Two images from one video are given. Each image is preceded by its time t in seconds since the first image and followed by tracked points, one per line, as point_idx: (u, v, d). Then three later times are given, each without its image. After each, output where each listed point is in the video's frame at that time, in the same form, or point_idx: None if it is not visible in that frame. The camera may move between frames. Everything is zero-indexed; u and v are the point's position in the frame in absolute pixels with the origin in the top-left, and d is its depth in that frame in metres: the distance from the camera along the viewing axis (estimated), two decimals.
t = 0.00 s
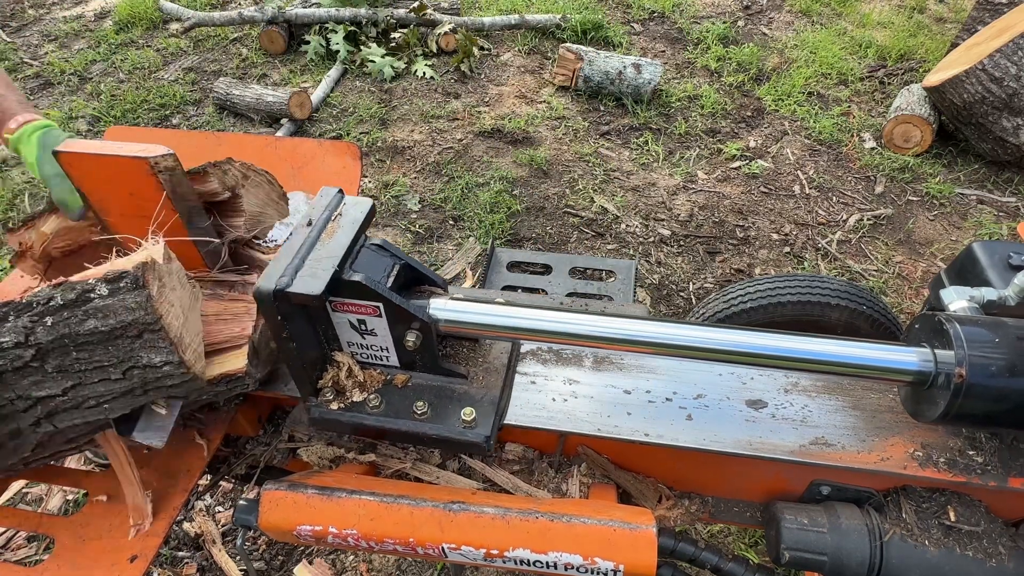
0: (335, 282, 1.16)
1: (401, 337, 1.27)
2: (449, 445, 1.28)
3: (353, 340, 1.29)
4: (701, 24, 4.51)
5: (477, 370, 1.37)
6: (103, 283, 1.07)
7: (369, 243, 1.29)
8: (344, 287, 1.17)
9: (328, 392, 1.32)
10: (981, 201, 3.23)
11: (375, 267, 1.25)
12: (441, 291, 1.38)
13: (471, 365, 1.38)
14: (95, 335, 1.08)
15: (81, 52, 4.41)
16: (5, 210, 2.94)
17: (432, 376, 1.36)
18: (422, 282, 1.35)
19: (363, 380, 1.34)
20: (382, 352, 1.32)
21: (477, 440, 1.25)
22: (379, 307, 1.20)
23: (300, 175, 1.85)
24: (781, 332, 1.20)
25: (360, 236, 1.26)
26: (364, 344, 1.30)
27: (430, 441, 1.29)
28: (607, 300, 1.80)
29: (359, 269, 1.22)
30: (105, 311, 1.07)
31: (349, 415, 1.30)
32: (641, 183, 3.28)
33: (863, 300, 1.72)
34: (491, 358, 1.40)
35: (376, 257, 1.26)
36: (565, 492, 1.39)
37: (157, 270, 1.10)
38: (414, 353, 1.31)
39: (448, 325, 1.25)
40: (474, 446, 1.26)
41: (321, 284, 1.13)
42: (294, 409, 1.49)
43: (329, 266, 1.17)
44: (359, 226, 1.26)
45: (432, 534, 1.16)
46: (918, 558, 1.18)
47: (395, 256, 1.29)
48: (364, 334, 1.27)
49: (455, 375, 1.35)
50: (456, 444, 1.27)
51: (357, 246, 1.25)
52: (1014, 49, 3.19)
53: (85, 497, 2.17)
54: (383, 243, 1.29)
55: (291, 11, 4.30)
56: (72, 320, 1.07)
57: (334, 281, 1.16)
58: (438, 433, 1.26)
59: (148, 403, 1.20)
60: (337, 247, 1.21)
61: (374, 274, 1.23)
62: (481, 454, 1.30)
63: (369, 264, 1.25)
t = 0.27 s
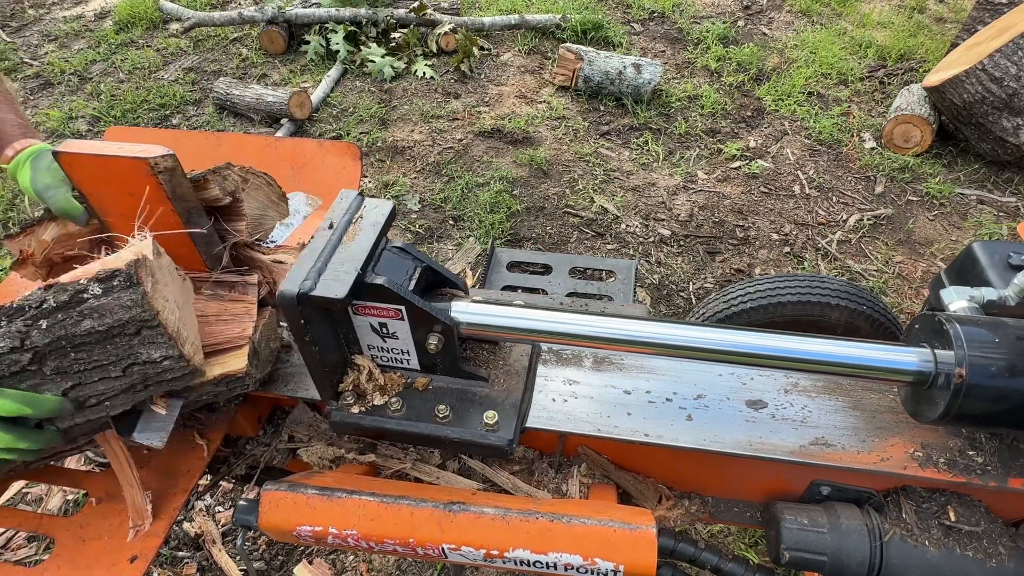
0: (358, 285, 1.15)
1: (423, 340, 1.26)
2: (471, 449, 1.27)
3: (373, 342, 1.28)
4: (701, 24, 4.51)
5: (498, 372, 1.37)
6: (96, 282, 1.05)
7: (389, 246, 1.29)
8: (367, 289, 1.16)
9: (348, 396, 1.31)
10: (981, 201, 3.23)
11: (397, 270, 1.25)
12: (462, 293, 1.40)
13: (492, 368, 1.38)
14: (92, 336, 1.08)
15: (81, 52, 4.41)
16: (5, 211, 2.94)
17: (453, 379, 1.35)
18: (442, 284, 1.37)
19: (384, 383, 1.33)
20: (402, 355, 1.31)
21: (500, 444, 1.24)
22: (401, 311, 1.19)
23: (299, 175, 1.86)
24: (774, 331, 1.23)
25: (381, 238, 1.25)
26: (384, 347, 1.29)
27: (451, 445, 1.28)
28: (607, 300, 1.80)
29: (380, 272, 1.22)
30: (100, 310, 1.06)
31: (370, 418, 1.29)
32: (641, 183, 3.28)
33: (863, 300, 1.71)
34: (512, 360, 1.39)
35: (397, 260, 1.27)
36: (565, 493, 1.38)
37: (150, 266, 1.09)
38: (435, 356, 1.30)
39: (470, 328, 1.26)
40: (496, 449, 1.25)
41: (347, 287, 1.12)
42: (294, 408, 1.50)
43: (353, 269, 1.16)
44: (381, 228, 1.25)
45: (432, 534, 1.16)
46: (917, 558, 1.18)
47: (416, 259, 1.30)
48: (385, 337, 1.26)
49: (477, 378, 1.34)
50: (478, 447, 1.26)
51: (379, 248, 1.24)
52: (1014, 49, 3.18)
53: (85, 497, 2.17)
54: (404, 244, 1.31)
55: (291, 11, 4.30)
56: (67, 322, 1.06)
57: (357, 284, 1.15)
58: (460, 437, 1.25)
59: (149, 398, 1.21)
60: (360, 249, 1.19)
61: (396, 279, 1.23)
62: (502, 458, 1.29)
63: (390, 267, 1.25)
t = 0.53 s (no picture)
0: (379, 287, 1.14)
1: (445, 343, 1.25)
2: (493, 452, 1.27)
3: (394, 346, 1.27)
4: (701, 24, 4.50)
5: (519, 375, 1.36)
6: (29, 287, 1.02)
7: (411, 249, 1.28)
8: (390, 293, 1.15)
9: (369, 399, 1.31)
10: (981, 201, 3.22)
11: (420, 273, 1.24)
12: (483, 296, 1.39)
13: (512, 370, 1.37)
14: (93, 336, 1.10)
15: (81, 52, 4.41)
16: (5, 211, 2.94)
17: (474, 383, 1.35)
18: (463, 287, 1.37)
19: (405, 387, 1.33)
20: (423, 358, 1.31)
21: (522, 446, 1.24)
22: (423, 314, 1.18)
23: (300, 175, 1.86)
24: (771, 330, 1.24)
25: (403, 241, 1.24)
26: (405, 350, 1.28)
27: (473, 448, 1.28)
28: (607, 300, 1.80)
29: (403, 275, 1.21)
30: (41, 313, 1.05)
31: (390, 422, 1.29)
32: (641, 183, 3.28)
33: (863, 301, 1.71)
34: (532, 362, 1.39)
35: (420, 264, 1.26)
36: (565, 493, 1.39)
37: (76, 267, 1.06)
38: (457, 359, 1.29)
39: (491, 331, 1.26)
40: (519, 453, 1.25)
41: (370, 290, 1.12)
42: (294, 409, 1.50)
43: (375, 272, 1.15)
44: (403, 231, 1.24)
45: (432, 535, 1.16)
46: (917, 559, 1.18)
47: (438, 262, 1.29)
48: (405, 340, 1.25)
49: (498, 381, 1.34)
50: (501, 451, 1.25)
51: (401, 251, 1.23)
52: (1014, 49, 3.18)
53: (85, 497, 2.16)
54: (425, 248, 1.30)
55: (291, 11, 4.30)
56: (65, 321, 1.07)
57: (380, 288, 1.14)
58: (482, 440, 1.25)
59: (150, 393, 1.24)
60: (382, 252, 1.19)
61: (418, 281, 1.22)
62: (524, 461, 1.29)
63: (413, 270, 1.24)
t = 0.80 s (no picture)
0: (405, 289, 1.15)
1: (469, 345, 1.26)
2: (516, 454, 1.27)
3: (416, 348, 1.28)
4: (701, 24, 4.51)
5: (541, 377, 1.37)
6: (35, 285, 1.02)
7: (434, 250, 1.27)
8: (415, 294, 1.16)
9: (391, 401, 1.31)
10: (981, 201, 3.22)
11: (442, 273, 1.24)
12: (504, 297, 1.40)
13: (534, 372, 1.38)
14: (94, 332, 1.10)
15: (81, 52, 4.41)
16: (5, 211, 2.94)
17: (496, 385, 1.35)
18: (485, 287, 1.38)
19: (426, 389, 1.33)
20: (445, 360, 1.31)
21: (547, 448, 1.24)
22: (447, 315, 1.19)
23: (300, 174, 1.85)
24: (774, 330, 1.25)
25: (426, 242, 1.25)
26: (427, 352, 1.29)
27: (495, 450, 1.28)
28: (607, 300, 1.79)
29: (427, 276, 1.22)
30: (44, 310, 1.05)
31: (413, 424, 1.29)
32: (641, 183, 3.28)
33: (863, 300, 1.72)
34: (554, 364, 1.40)
35: (443, 264, 1.26)
36: (565, 492, 1.39)
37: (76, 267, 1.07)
38: (479, 361, 1.29)
39: (514, 332, 1.26)
40: (542, 455, 1.25)
41: (395, 292, 1.13)
42: (294, 408, 1.50)
43: (399, 273, 1.16)
44: (425, 232, 1.25)
45: (433, 534, 1.16)
46: (918, 558, 1.18)
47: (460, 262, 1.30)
48: (428, 341, 1.25)
49: (521, 383, 1.34)
50: (524, 453, 1.26)
51: (424, 252, 1.24)
52: (1014, 49, 3.18)
53: (85, 497, 2.16)
54: (450, 249, 1.29)
55: (291, 10, 4.30)
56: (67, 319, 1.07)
57: (405, 290, 1.15)
58: (506, 442, 1.25)
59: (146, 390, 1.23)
60: (405, 253, 1.20)
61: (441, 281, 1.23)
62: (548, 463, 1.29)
63: (436, 270, 1.24)
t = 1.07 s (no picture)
0: (430, 291, 1.14)
1: (491, 346, 1.25)
2: (538, 456, 1.26)
3: (437, 349, 1.27)
4: (701, 24, 4.51)
5: (562, 378, 1.36)
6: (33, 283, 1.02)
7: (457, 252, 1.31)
8: (440, 297, 1.15)
9: (413, 403, 1.29)
10: (981, 201, 3.23)
11: (465, 274, 1.26)
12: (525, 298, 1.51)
13: (555, 374, 1.37)
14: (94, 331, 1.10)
15: (81, 52, 4.41)
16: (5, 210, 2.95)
17: (517, 387, 1.34)
18: (508, 290, 1.49)
19: (447, 391, 1.32)
20: (466, 361, 1.30)
21: (569, 451, 1.22)
22: (470, 317, 1.18)
23: (300, 174, 1.86)
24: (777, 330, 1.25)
25: (448, 243, 1.25)
26: (448, 353, 1.28)
27: (518, 452, 1.27)
28: (607, 301, 1.79)
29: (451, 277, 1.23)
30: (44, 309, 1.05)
31: (435, 426, 1.28)
32: (641, 183, 3.28)
33: (863, 300, 1.72)
34: (575, 366, 1.39)
35: (465, 265, 1.28)
36: (565, 491, 1.41)
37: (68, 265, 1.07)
38: (502, 362, 1.29)
39: (537, 335, 1.25)
40: (564, 456, 1.23)
41: (421, 293, 1.12)
42: (294, 408, 1.50)
43: (424, 275, 1.16)
44: (448, 233, 1.25)
45: (432, 534, 1.16)
46: (918, 558, 1.18)
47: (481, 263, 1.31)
48: (450, 343, 1.25)
49: (542, 385, 1.33)
50: (547, 455, 1.24)
51: (447, 253, 1.24)
52: (1014, 49, 3.18)
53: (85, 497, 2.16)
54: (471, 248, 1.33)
55: (291, 10, 4.30)
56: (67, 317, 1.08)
57: (429, 292, 1.14)
58: (529, 445, 1.23)
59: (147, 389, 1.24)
60: (429, 254, 1.19)
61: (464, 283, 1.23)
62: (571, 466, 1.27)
63: (459, 271, 1.26)
